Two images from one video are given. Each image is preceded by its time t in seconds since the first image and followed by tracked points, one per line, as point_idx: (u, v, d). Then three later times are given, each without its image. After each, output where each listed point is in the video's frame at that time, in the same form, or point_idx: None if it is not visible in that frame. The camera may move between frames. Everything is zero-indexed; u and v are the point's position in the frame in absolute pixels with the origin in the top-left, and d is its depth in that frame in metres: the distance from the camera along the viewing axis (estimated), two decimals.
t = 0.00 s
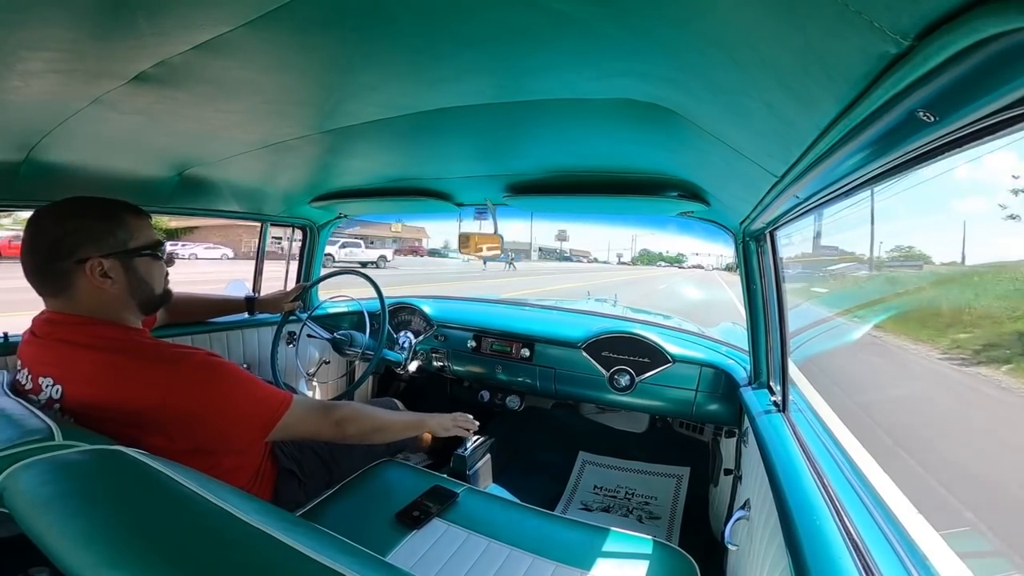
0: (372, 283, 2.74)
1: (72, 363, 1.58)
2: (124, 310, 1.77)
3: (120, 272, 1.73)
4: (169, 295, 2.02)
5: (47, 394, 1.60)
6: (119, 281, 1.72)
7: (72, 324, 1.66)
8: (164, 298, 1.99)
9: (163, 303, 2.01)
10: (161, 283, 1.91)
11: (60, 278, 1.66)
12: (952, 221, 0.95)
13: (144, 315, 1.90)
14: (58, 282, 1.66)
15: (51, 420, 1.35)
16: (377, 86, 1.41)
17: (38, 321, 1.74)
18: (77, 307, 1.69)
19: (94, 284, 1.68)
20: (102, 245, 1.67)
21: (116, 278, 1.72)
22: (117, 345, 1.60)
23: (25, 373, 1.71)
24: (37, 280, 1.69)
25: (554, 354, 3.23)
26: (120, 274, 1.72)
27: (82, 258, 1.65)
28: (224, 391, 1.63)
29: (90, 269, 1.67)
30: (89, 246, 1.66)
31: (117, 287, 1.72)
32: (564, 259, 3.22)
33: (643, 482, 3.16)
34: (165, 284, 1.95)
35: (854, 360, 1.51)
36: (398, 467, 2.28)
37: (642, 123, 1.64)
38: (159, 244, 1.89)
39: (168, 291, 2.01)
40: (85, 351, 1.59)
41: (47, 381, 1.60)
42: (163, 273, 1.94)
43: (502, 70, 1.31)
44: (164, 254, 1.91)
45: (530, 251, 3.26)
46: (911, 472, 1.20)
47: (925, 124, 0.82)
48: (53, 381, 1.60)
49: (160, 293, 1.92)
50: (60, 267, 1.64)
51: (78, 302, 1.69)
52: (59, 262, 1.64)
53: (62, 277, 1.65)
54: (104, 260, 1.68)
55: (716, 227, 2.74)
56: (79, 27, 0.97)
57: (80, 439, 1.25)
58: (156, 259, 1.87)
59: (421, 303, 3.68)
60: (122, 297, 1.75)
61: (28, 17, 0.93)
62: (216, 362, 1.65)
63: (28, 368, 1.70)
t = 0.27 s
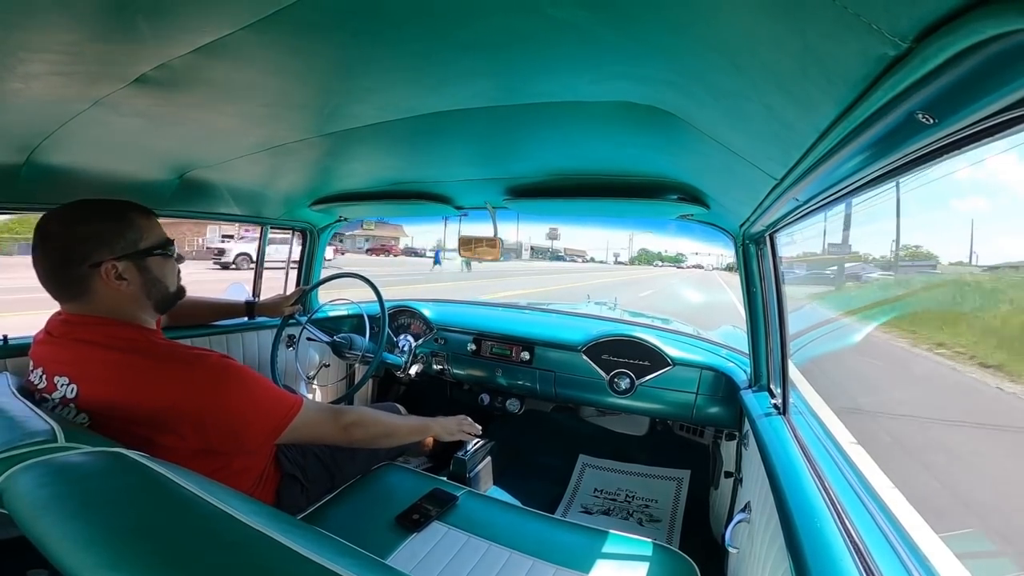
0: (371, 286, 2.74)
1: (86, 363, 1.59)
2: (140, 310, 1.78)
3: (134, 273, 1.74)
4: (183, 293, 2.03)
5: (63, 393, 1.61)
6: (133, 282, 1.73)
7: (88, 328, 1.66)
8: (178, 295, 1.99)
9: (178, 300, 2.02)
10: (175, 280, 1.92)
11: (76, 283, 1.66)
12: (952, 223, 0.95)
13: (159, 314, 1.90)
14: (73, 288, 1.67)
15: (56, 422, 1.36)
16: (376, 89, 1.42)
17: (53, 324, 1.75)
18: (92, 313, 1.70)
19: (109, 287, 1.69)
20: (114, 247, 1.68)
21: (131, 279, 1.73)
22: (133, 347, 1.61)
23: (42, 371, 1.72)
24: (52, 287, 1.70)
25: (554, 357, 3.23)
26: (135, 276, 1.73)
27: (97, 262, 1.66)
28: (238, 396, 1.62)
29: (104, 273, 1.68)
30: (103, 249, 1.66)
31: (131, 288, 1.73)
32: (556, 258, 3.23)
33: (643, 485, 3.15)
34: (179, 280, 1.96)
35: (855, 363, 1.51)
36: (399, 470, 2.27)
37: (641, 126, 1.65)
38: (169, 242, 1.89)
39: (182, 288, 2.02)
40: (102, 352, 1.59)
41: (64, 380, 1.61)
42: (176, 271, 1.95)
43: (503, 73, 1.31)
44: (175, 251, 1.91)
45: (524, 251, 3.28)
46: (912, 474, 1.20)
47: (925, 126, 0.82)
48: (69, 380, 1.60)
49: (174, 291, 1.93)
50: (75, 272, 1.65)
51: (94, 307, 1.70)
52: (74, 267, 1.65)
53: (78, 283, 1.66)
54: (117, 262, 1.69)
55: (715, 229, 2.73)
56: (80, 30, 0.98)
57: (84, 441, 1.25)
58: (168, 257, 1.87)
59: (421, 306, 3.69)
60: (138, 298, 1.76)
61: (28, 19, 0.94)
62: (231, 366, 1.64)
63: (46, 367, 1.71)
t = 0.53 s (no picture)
0: (371, 285, 2.74)
1: (95, 358, 1.58)
2: (153, 308, 1.79)
3: (151, 270, 1.75)
4: (190, 300, 2.04)
5: (70, 388, 1.59)
6: (149, 279, 1.74)
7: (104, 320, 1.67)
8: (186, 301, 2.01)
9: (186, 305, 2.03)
10: (186, 284, 1.94)
11: (94, 276, 1.67)
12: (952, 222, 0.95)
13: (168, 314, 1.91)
14: (91, 281, 1.67)
15: (58, 421, 1.36)
16: (377, 88, 1.42)
17: (65, 317, 1.75)
18: (109, 305, 1.70)
19: (126, 282, 1.70)
20: (135, 244, 1.70)
21: (148, 276, 1.74)
22: (144, 344, 1.61)
23: (48, 367, 1.70)
24: (68, 279, 1.70)
25: (554, 357, 3.23)
26: (151, 273, 1.74)
27: (117, 256, 1.67)
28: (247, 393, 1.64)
29: (123, 267, 1.69)
30: (122, 244, 1.68)
31: (147, 284, 1.74)
32: (547, 258, 3.22)
33: (643, 485, 3.15)
34: (190, 285, 1.97)
35: (854, 362, 1.51)
36: (399, 469, 2.27)
37: (641, 125, 1.64)
38: (188, 246, 1.91)
39: (190, 294, 2.03)
40: (112, 348, 1.59)
41: (72, 374, 1.59)
42: (189, 274, 1.96)
43: (503, 72, 1.31)
44: (191, 255, 1.93)
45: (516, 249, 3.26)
46: (912, 474, 1.20)
47: (925, 126, 0.82)
48: (78, 375, 1.59)
49: (184, 293, 1.95)
50: (93, 264, 1.66)
51: (110, 299, 1.70)
52: (93, 260, 1.65)
53: (96, 275, 1.67)
54: (136, 258, 1.70)
55: (715, 229, 2.74)
56: (79, 29, 0.97)
57: (84, 440, 1.25)
58: (184, 259, 1.89)
59: (421, 306, 3.69)
60: (153, 295, 1.77)
61: (28, 19, 0.94)
62: (241, 364, 1.66)
63: (52, 362, 1.69)
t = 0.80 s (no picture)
0: (371, 285, 2.74)
1: (93, 355, 1.59)
2: (151, 303, 1.80)
3: (148, 266, 1.77)
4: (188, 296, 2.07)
5: (71, 386, 1.60)
6: (147, 274, 1.77)
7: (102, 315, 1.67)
8: (184, 299, 2.03)
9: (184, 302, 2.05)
10: (182, 280, 1.97)
11: (92, 272, 1.68)
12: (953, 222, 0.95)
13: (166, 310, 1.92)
14: (88, 277, 1.68)
15: (60, 421, 1.36)
16: (377, 89, 1.42)
17: (64, 316, 1.76)
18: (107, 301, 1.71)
19: (124, 277, 1.72)
20: (133, 239, 1.72)
21: (145, 271, 1.76)
22: (138, 339, 1.62)
23: (48, 367, 1.71)
24: (66, 276, 1.71)
25: (554, 357, 3.23)
26: (147, 268, 1.77)
27: (115, 251, 1.68)
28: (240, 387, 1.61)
29: (121, 263, 1.70)
30: (121, 240, 1.70)
31: (145, 279, 1.76)
32: (546, 257, 3.24)
33: (643, 485, 3.15)
34: (185, 282, 2.00)
35: (855, 363, 1.51)
36: (400, 470, 2.27)
37: (641, 125, 1.64)
38: (182, 243, 1.94)
39: (187, 291, 2.06)
40: (107, 343, 1.60)
41: (71, 372, 1.60)
42: (184, 270, 1.99)
43: (503, 73, 1.31)
44: (186, 253, 1.96)
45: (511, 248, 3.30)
46: (912, 474, 1.20)
47: (925, 126, 0.82)
48: (77, 373, 1.59)
49: (181, 289, 1.97)
50: (92, 260, 1.67)
51: (108, 296, 1.71)
52: (92, 256, 1.66)
53: (94, 271, 1.68)
54: (135, 253, 1.73)
55: (715, 229, 2.74)
56: (81, 29, 0.98)
57: (86, 440, 1.25)
58: (179, 256, 1.92)
59: (421, 306, 3.69)
60: (150, 290, 1.79)
61: (28, 19, 0.94)
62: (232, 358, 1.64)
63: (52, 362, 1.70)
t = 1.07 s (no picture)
0: (372, 286, 2.74)
1: (81, 348, 1.62)
2: (147, 296, 1.80)
3: (143, 260, 1.77)
4: (185, 293, 2.06)
5: (65, 382, 1.65)
6: (142, 268, 1.76)
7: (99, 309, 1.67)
8: (179, 296, 2.02)
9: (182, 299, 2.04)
10: (179, 277, 1.96)
11: (87, 267, 1.68)
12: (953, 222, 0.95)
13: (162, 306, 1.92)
14: (85, 272, 1.69)
15: (61, 421, 1.36)
16: (377, 89, 1.42)
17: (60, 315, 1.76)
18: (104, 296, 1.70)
19: (120, 271, 1.71)
20: (127, 235, 1.72)
21: (140, 265, 1.76)
22: (117, 328, 1.60)
23: (48, 366, 1.75)
24: (63, 273, 1.71)
25: (554, 357, 3.23)
26: (143, 262, 1.76)
27: (110, 246, 1.68)
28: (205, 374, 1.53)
29: (116, 257, 1.70)
30: (114, 235, 1.70)
31: (141, 273, 1.75)
32: (542, 256, 3.22)
33: (643, 485, 3.15)
34: (182, 279, 2.00)
35: (855, 363, 1.51)
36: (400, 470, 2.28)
37: (641, 125, 1.64)
38: (177, 239, 1.94)
39: (184, 289, 2.05)
40: (91, 335, 1.61)
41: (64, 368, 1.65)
42: (180, 267, 1.99)
43: (504, 73, 1.31)
44: (181, 250, 1.96)
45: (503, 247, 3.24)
46: (912, 474, 1.20)
47: (925, 125, 0.82)
48: (68, 368, 1.64)
49: (178, 285, 1.96)
50: (88, 255, 1.67)
51: (104, 291, 1.70)
52: (86, 251, 1.67)
53: (89, 266, 1.68)
54: (129, 248, 1.72)
55: (715, 229, 2.74)
56: (81, 30, 0.98)
57: (87, 440, 1.25)
58: (174, 253, 1.91)
59: (421, 306, 3.69)
60: (147, 284, 1.79)
61: (29, 20, 0.94)
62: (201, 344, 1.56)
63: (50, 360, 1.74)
